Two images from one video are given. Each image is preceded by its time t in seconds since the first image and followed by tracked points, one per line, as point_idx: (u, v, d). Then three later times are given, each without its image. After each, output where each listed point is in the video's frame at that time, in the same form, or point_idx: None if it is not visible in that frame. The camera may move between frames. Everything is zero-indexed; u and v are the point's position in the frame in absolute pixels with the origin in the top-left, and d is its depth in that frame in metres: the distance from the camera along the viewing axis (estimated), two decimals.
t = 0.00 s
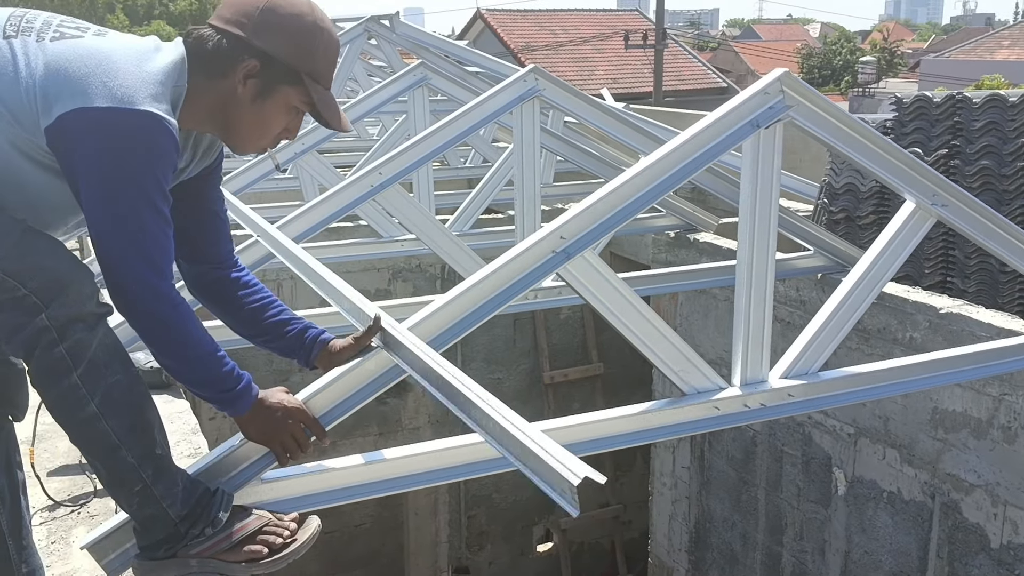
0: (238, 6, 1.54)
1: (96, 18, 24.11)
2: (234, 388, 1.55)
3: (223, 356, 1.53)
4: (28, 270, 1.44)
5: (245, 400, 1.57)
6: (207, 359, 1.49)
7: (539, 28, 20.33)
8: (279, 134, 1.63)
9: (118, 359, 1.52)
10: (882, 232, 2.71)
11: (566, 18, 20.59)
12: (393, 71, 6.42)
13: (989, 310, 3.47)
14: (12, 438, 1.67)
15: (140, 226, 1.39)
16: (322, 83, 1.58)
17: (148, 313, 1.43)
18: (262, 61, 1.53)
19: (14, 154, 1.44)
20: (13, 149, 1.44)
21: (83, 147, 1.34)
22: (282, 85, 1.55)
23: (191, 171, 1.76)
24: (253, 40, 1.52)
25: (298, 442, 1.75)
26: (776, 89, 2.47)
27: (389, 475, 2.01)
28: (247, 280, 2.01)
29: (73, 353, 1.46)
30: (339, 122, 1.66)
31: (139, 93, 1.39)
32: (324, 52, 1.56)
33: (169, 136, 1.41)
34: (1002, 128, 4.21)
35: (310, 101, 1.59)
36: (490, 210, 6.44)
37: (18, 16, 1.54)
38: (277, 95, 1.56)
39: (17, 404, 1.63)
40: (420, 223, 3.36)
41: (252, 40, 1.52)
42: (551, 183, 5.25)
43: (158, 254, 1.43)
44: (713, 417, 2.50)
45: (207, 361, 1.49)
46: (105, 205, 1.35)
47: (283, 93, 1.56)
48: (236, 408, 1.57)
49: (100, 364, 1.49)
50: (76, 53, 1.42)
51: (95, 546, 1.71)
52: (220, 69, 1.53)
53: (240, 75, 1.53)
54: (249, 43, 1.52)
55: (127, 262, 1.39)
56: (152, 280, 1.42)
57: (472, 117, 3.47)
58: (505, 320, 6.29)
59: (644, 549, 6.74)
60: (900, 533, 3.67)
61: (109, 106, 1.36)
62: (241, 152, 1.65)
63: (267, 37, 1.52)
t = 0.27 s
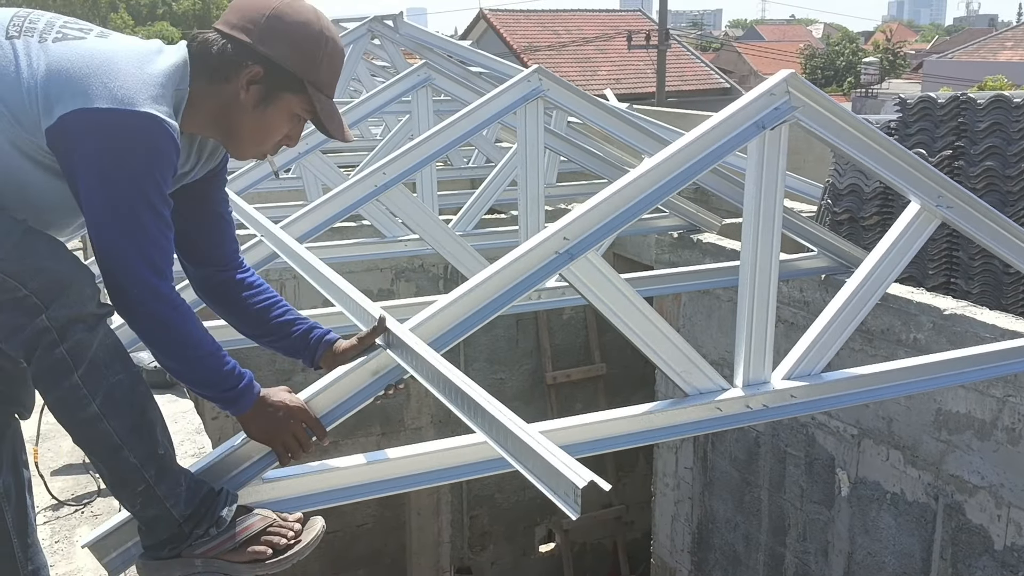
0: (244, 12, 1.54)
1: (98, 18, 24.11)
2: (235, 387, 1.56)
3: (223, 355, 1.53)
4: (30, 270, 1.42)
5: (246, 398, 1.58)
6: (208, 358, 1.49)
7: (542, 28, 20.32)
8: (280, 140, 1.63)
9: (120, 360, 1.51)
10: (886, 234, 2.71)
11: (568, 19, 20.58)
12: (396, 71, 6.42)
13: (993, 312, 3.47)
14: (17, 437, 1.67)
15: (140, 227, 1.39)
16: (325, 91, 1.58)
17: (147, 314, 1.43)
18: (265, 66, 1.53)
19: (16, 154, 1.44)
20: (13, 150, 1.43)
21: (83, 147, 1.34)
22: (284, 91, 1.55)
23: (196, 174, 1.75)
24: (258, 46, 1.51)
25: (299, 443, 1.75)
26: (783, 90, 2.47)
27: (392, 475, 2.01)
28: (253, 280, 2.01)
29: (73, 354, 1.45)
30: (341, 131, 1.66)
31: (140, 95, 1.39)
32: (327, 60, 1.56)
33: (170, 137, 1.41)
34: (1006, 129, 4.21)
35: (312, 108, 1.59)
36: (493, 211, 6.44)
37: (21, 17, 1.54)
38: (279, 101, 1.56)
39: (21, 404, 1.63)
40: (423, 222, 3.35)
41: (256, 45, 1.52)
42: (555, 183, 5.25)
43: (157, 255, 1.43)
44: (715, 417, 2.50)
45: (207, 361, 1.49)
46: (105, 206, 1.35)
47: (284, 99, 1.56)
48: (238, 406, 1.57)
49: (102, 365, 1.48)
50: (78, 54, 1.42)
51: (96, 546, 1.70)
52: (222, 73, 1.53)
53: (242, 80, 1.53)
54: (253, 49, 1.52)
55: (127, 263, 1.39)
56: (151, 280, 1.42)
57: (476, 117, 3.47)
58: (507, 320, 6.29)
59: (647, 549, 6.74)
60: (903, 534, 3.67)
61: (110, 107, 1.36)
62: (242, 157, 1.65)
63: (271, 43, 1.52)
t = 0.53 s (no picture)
0: (258, 27, 1.53)
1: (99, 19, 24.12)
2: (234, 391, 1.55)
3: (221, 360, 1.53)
4: (27, 274, 1.43)
5: (245, 402, 1.57)
6: (205, 363, 1.49)
7: (543, 29, 20.32)
8: (265, 155, 1.62)
9: (118, 362, 1.50)
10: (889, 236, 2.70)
11: (570, 20, 20.59)
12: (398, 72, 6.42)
13: (996, 313, 3.46)
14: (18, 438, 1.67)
15: (137, 233, 1.39)
16: (322, 119, 1.58)
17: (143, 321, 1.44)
18: (270, 82, 1.52)
19: (14, 154, 1.43)
20: (11, 150, 1.42)
21: (81, 152, 1.34)
22: (283, 110, 1.55)
23: (190, 178, 1.72)
24: (268, 62, 1.51)
25: (295, 446, 1.74)
26: (786, 92, 2.46)
27: (394, 476, 2.00)
28: (253, 280, 2.01)
29: (72, 356, 1.44)
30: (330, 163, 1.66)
31: (138, 100, 1.39)
32: (331, 89, 1.56)
33: (167, 142, 1.41)
34: (1009, 131, 4.20)
35: (306, 132, 1.59)
36: (495, 212, 6.44)
37: (19, 18, 1.53)
38: (276, 119, 1.55)
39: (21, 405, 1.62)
40: (425, 224, 3.35)
41: (266, 61, 1.51)
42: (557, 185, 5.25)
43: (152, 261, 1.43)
44: (717, 419, 2.49)
45: (206, 365, 1.49)
46: (103, 211, 1.35)
47: (281, 118, 1.55)
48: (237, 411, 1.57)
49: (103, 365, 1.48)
50: (76, 57, 1.42)
51: (96, 546, 1.70)
52: (225, 81, 1.52)
53: (244, 92, 1.52)
54: (261, 64, 1.51)
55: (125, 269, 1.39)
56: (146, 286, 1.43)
57: (478, 119, 3.46)
58: (509, 322, 6.29)
59: (649, 551, 6.74)
60: (906, 536, 3.66)
61: (107, 112, 1.35)
62: (225, 162, 1.64)
63: (281, 62, 1.52)
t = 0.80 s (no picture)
0: (254, 34, 1.54)
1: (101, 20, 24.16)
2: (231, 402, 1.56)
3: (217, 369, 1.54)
4: (21, 278, 1.43)
5: (243, 412, 1.58)
6: (202, 373, 1.50)
7: (544, 31, 20.35)
8: (261, 160, 1.63)
9: (115, 364, 1.50)
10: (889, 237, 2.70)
11: (571, 22, 20.61)
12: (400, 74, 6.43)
13: (997, 315, 3.46)
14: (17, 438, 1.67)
15: (131, 241, 1.40)
16: (318, 125, 1.59)
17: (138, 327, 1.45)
18: (267, 89, 1.53)
19: (10, 158, 1.43)
20: (8, 155, 1.42)
21: (76, 159, 1.34)
22: (280, 115, 1.55)
23: (185, 179, 1.71)
24: (266, 69, 1.52)
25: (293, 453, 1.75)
26: (783, 94, 2.46)
27: (394, 477, 2.00)
28: (257, 280, 2.01)
29: (69, 358, 1.44)
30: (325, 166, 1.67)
31: (134, 109, 1.39)
32: (327, 95, 1.57)
33: (162, 150, 1.41)
34: (1010, 133, 4.21)
35: (301, 137, 1.60)
36: (496, 213, 6.45)
37: (20, 23, 1.53)
38: (271, 125, 1.56)
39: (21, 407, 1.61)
40: (426, 225, 3.35)
41: (263, 67, 1.52)
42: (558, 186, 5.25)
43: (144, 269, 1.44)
44: (717, 421, 2.49)
45: (201, 375, 1.50)
46: (93, 219, 1.36)
47: (278, 124, 1.56)
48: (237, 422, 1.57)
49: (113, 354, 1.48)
50: (73, 64, 1.42)
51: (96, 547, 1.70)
52: (220, 86, 1.52)
53: (240, 98, 1.52)
54: (257, 70, 1.52)
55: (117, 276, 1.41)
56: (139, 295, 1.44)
57: (479, 121, 3.47)
58: (510, 323, 6.29)
59: (650, 553, 6.74)
60: (907, 538, 3.66)
61: (104, 120, 1.36)
62: (219, 167, 1.64)
63: (277, 69, 1.52)
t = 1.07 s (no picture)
0: (254, 34, 1.55)
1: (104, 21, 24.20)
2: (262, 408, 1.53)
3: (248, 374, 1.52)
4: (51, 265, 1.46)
5: (276, 419, 1.55)
6: (235, 379, 1.49)
7: (546, 33, 20.37)
8: (264, 162, 1.63)
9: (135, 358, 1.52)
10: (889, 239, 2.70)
11: (573, 24, 20.62)
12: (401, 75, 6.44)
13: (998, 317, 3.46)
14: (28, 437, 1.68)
15: (150, 242, 1.40)
16: (319, 124, 1.59)
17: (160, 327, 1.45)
18: (269, 90, 1.53)
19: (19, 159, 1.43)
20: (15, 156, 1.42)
21: (93, 160, 1.35)
22: (283, 115, 1.56)
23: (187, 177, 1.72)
24: (267, 69, 1.53)
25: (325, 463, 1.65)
26: (776, 95, 2.47)
27: (394, 478, 2.00)
28: (258, 278, 2.02)
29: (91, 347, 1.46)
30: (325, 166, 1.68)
31: (144, 108, 1.40)
32: (328, 95, 1.58)
33: (173, 149, 1.42)
34: (1012, 135, 4.21)
35: (303, 137, 1.61)
36: (498, 215, 6.46)
37: (22, 24, 1.52)
38: (274, 125, 1.56)
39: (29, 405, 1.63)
40: (427, 226, 3.35)
41: (264, 68, 1.53)
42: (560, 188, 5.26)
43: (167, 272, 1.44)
44: (717, 422, 2.49)
45: (230, 380, 1.49)
46: (109, 223, 1.37)
47: (280, 125, 1.57)
48: (270, 429, 1.55)
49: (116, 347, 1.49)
50: (80, 65, 1.42)
51: (99, 546, 1.70)
52: (225, 88, 1.53)
53: (243, 98, 1.53)
54: (259, 71, 1.53)
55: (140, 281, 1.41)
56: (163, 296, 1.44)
57: (480, 122, 3.47)
58: (512, 324, 6.30)
59: (651, 554, 6.73)
60: (908, 540, 3.66)
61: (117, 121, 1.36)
62: (222, 169, 1.64)
63: (278, 69, 1.53)
